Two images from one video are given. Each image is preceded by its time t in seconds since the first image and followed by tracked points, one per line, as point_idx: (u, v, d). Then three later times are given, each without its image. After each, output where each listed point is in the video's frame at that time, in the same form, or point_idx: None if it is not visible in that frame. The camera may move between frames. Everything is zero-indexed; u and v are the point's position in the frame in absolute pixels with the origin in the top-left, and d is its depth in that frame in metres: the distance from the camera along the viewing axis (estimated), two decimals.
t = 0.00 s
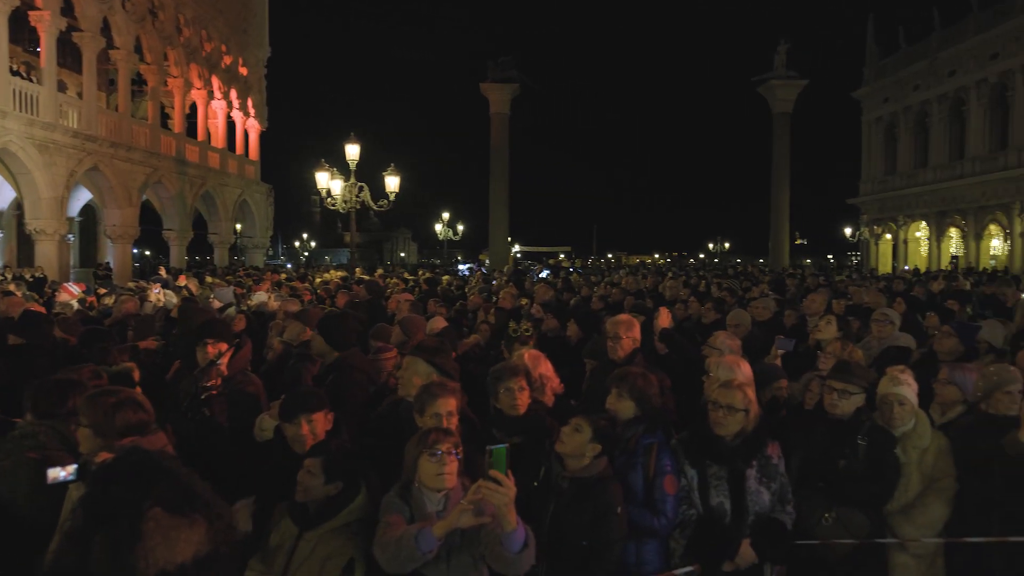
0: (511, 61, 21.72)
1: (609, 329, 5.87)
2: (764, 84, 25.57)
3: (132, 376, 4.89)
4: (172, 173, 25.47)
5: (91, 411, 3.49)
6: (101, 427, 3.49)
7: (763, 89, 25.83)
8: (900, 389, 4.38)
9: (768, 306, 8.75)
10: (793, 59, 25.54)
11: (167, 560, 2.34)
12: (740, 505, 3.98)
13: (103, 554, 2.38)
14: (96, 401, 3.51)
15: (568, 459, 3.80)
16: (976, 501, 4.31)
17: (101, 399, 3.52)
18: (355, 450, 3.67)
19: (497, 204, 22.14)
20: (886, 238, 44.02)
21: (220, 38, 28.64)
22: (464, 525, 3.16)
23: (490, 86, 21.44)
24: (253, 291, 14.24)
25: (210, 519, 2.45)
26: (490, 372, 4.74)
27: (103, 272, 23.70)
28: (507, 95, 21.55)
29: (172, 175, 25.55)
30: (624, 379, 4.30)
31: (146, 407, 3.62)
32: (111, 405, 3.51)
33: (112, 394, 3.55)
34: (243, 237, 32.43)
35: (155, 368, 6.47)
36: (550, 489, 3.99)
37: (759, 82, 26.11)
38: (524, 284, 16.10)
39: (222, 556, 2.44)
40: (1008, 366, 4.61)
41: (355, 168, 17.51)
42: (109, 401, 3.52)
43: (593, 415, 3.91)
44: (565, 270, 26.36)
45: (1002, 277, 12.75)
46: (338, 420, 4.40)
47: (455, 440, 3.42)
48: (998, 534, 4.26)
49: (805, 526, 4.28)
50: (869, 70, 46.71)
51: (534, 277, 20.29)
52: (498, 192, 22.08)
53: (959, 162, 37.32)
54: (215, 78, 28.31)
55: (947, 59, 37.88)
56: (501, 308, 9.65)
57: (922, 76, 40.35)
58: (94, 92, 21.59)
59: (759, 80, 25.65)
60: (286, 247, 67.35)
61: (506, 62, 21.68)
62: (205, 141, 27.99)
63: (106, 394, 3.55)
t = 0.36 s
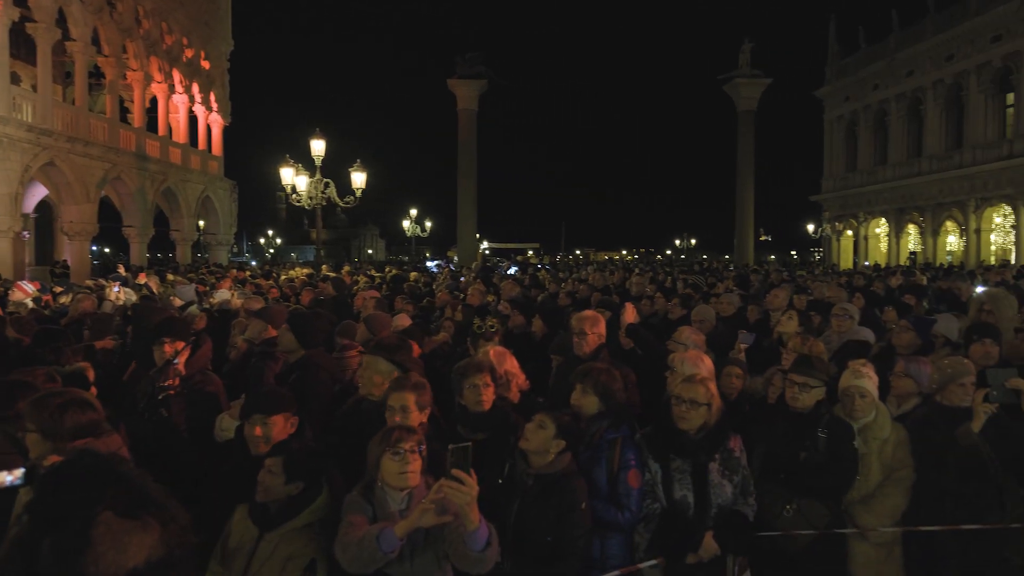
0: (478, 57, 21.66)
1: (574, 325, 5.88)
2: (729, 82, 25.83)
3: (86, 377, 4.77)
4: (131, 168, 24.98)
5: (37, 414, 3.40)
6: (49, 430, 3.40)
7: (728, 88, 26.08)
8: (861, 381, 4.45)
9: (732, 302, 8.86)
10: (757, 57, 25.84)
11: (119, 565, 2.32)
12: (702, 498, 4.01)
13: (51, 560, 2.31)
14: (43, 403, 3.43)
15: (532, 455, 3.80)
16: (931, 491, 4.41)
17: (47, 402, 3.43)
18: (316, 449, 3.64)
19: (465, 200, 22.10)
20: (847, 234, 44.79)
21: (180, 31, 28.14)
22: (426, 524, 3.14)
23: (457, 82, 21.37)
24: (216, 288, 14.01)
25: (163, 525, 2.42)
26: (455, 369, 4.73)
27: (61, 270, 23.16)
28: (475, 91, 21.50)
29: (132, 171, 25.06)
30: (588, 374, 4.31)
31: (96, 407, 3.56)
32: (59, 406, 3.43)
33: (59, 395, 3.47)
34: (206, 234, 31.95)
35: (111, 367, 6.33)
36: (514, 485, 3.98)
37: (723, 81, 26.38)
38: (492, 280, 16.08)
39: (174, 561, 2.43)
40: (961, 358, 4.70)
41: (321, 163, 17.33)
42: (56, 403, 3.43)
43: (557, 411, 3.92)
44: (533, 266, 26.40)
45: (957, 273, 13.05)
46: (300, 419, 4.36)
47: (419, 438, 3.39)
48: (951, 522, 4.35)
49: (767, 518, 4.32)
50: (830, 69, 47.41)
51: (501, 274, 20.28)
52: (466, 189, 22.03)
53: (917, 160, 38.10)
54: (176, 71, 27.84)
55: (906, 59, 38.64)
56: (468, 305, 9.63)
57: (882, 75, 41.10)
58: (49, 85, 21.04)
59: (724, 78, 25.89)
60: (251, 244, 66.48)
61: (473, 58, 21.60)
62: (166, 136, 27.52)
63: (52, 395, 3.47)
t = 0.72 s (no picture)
0: (441, 54, 21.56)
1: (536, 322, 5.90)
2: (690, 81, 26.08)
3: (36, 379, 4.69)
4: (83, 163, 24.39)
5: None
6: None
7: (689, 86, 26.33)
8: (818, 375, 4.52)
9: (692, 298, 8.96)
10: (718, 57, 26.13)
11: (65, 569, 2.27)
12: (661, 491, 4.06)
13: None
14: None
15: (493, 452, 3.80)
16: (883, 483, 4.51)
17: None
18: (273, 448, 3.59)
19: (428, 197, 22.02)
20: (804, 231, 45.56)
21: (135, 23, 27.54)
22: (384, 523, 3.13)
23: (420, 78, 21.25)
24: (173, 285, 13.76)
25: (111, 529, 2.38)
26: (416, 367, 4.71)
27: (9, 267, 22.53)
28: (438, 87, 21.40)
29: (84, 166, 24.47)
30: (548, 370, 4.31)
31: (43, 409, 3.48)
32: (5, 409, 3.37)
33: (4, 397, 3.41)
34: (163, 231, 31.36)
35: (61, 368, 6.19)
36: (475, 483, 3.98)
37: (684, 80, 26.63)
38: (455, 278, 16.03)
39: (124, 565, 2.37)
40: (909, 352, 4.80)
41: (281, 159, 17.10)
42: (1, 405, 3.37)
43: (518, 408, 3.92)
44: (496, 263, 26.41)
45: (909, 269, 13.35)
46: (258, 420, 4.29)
47: (377, 437, 3.38)
48: (902, 512, 4.45)
49: (724, 511, 4.38)
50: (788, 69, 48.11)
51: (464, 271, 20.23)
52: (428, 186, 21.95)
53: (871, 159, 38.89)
54: (130, 64, 27.25)
55: (861, 60, 39.39)
56: (431, 302, 9.60)
57: (837, 76, 41.87)
58: None
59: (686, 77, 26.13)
60: (209, 241, 65.35)
61: (436, 54, 21.50)
62: (120, 131, 26.92)
63: None
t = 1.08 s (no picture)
0: (404, 52, 21.48)
1: (498, 321, 5.91)
2: (652, 82, 26.32)
3: None
4: (33, 160, 23.76)
5: None
6: None
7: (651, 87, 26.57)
8: (775, 372, 4.58)
9: (652, 297, 9.06)
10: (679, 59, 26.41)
11: None
12: (621, 489, 4.09)
13: None
14: None
15: (454, 452, 3.81)
16: (836, 478, 4.63)
17: None
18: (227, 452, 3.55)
19: (391, 197, 21.92)
20: (763, 231, 46.26)
21: (88, 16, 26.92)
22: (343, 526, 3.13)
23: (383, 76, 21.11)
24: (128, 285, 13.49)
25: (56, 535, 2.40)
26: (375, 367, 4.68)
27: None
28: (401, 85, 21.30)
29: (34, 162, 23.84)
30: (508, 369, 4.34)
31: None
32: None
33: None
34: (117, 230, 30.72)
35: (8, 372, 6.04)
36: (436, 484, 3.98)
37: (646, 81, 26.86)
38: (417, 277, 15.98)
39: (71, 569, 2.43)
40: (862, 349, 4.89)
41: (240, 157, 16.87)
42: None
43: (479, 408, 3.93)
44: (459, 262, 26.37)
45: (863, 269, 13.64)
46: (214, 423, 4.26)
47: (334, 440, 3.38)
48: (853, 505, 4.58)
49: (683, 506, 4.44)
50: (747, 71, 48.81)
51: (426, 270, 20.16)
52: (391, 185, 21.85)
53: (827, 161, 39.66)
54: (82, 58, 26.62)
55: (817, 63, 40.14)
56: (393, 302, 9.55)
57: (794, 79, 42.62)
58: None
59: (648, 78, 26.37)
60: (166, 240, 64.16)
61: (399, 52, 21.41)
62: (71, 126, 26.29)
63: None
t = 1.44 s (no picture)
0: (368, 52, 21.37)
1: (462, 322, 5.89)
2: (617, 85, 26.51)
3: None
4: None
5: None
6: None
7: (616, 90, 26.74)
8: (734, 372, 4.68)
9: (616, 298, 9.12)
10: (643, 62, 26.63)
11: None
12: (583, 489, 4.11)
13: None
14: None
15: (417, 454, 3.80)
16: (794, 477, 4.71)
17: None
18: (183, 459, 3.52)
19: (355, 197, 21.76)
20: (725, 233, 46.83)
21: (42, 10, 26.31)
22: (300, 530, 3.10)
23: (347, 76, 20.96)
24: (83, 287, 13.20)
25: None
26: (337, 369, 4.65)
27: None
28: (365, 85, 21.17)
29: None
30: (471, 372, 4.35)
31: None
32: None
33: None
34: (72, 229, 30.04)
35: None
36: (399, 487, 3.97)
37: (610, 83, 27.03)
38: (381, 279, 15.89)
39: None
40: (819, 349, 4.96)
41: (200, 156, 16.61)
42: None
43: (442, 410, 3.93)
44: (424, 263, 26.27)
45: (821, 270, 13.90)
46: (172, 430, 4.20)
47: (293, 444, 3.36)
48: (809, 502, 4.66)
49: (646, 505, 4.49)
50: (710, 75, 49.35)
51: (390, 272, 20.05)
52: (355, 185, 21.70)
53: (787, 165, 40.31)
54: (36, 53, 26.00)
55: (777, 68, 40.77)
56: (357, 304, 9.49)
57: (756, 83, 43.25)
58: None
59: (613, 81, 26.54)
60: (125, 241, 62.97)
61: (363, 51, 21.29)
62: (24, 123, 25.66)
63: None
